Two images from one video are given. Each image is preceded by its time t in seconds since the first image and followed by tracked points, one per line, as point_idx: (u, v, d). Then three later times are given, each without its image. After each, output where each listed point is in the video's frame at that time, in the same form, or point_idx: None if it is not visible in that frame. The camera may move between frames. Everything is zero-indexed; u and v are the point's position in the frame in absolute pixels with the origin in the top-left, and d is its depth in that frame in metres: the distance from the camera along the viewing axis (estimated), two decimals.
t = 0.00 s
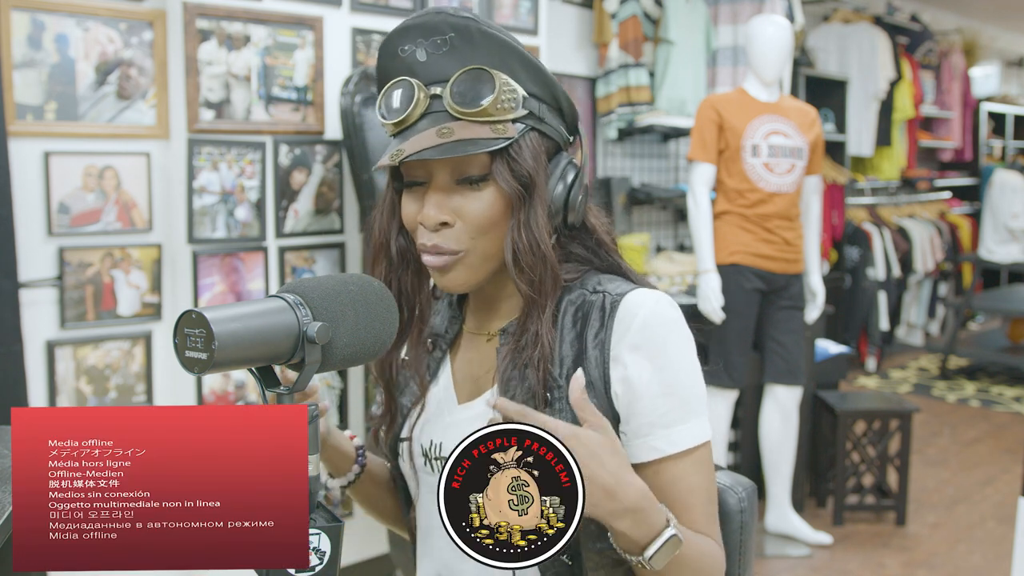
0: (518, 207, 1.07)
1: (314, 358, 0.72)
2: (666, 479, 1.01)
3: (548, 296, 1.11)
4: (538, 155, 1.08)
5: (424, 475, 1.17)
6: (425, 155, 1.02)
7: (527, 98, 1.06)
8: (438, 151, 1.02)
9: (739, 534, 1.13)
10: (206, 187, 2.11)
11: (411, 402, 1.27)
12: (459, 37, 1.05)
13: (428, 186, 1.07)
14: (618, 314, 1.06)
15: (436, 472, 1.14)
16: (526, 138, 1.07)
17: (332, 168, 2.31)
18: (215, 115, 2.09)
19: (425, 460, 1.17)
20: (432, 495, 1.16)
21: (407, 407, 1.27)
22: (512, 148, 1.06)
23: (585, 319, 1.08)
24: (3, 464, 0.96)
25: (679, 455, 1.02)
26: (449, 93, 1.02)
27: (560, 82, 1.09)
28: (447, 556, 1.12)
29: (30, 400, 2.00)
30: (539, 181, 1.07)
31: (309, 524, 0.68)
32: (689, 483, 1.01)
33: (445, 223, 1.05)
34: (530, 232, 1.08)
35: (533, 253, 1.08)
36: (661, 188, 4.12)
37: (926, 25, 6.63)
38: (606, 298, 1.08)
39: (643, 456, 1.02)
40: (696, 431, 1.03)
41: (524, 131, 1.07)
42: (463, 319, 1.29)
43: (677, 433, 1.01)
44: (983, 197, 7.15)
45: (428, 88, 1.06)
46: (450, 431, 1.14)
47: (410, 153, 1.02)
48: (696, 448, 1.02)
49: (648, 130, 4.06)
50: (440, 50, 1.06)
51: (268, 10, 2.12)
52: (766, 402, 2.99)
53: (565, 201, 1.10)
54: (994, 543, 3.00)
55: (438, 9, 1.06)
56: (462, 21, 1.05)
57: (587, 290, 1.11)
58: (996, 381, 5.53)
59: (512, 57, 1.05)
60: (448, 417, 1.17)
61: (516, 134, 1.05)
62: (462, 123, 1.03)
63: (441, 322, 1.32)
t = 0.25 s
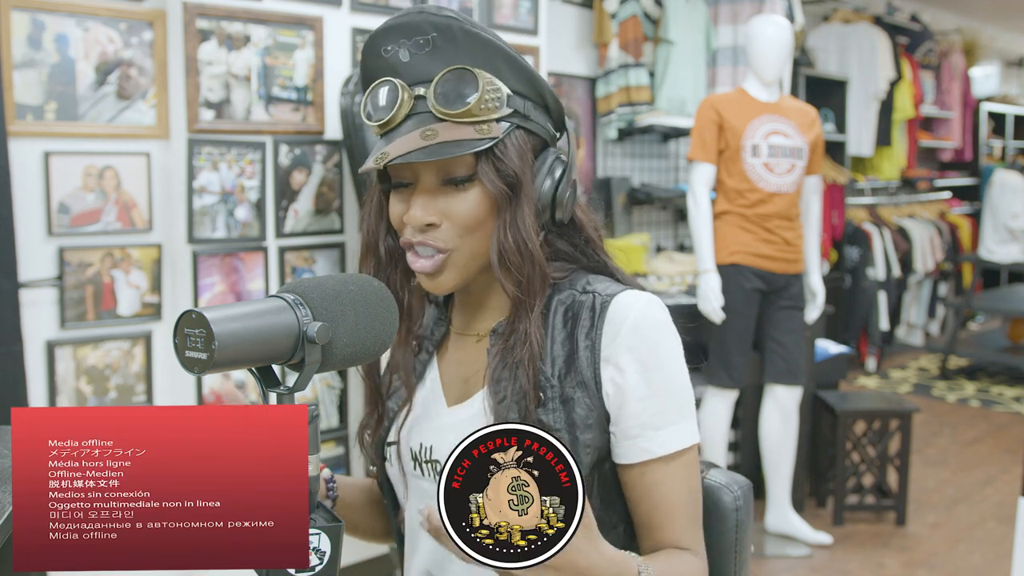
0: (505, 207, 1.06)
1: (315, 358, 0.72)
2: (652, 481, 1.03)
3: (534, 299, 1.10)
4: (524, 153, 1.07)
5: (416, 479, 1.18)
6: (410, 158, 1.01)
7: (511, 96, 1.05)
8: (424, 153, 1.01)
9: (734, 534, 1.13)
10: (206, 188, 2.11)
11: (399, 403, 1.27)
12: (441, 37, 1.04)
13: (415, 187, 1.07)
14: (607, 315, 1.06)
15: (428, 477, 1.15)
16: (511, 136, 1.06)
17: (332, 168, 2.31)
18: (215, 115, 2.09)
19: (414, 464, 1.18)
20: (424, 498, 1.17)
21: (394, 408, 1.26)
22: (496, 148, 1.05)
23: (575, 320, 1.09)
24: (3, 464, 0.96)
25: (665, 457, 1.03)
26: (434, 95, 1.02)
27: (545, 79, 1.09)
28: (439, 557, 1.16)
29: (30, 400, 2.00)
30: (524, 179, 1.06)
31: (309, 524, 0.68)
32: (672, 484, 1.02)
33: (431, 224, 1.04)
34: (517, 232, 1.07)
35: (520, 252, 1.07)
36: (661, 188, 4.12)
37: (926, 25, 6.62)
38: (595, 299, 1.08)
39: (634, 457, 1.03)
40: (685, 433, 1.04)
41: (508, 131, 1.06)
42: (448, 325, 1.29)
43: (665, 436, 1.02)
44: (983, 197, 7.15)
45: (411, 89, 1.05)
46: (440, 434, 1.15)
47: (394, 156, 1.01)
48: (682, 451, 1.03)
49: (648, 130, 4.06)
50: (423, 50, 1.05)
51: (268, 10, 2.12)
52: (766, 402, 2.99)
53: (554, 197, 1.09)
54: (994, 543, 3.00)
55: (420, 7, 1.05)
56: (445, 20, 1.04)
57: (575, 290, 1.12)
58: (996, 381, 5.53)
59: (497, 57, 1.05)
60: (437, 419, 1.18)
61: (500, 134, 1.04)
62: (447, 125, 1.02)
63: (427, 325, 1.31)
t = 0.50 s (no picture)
0: (489, 218, 1.06)
1: (315, 358, 0.72)
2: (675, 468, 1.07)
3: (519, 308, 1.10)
4: (511, 164, 1.05)
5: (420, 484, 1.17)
6: (386, 163, 1.01)
7: (503, 104, 1.03)
8: (398, 159, 1.01)
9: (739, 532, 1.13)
10: (206, 187, 2.11)
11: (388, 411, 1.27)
12: (435, 39, 1.03)
13: (401, 188, 1.08)
14: (614, 314, 1.06)
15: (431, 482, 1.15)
16: (500, 145, 1.05)
17: (333, 168, 2.31)
18: (215, 115, 2.09)
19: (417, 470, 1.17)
20: (428, 503, 1.17)
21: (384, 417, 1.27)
22: (480, 159, 1.04)
23: (581, 321, 1.08)
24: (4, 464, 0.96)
25: (687, 445, 1.06)
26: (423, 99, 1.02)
27: (542, 88, 1.06)
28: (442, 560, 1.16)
29: (30, 400, 2.00)
30: (506, 192, 1.05)
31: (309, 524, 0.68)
32: (694, 468, 1.07)
33: (411, 228, 1.06)
34: (495, 246, 1.06)
35: (496, 268, 1.06)
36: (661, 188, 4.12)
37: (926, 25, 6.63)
38: (600, 299, 1.08)
39: (658, 452, 1.05)
40: (699, 421, 1.06)
41: (496, 140, 1.04)
42: (442, 327, 1.27)
43: (683, 425, 1.05)
44: (983, 197, 7.15)
45: (404, 89, 1.05)
46: (443, 439, 1.15)
47: (372, 159, 1.02)
48: (701, 437, 1.07)
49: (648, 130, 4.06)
50: (417, 51, 1.05)
51: (268, 11, 2.12)
52: (766, 403, 2.99)
53: (543, 206, 1.07)
54: (994, 543, 3.00)
55: (417, 8, 1.05)
56: (440, 22, 1.03)
57: (577, 290, 1.11)
58: (996, 381, 5.53)
59: (490, 62, 1.03)
60: (438, 422, 1.18)
61: (484, 145, 1.03)
62: (431, 132, 1.02)
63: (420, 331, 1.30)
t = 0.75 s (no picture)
0: (509, 214, 1.06)
1: (314, 359, 0.72)
2: (675, 475, 1.05)
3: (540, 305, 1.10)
4: (528, 159, 1.05)
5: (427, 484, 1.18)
6: (409, 166, 1.00)
7: (517, 102, 1.04)
8: (421, 162, 1.00)
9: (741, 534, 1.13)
10: (206, 187, 2.11)
11: (406, 406, 1.26)
12: (446, 41, 1.03)
13: (417, 192, 1.07)
14: (624, 314, 1.06)
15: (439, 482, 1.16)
16: (516, 143, 1.05)
17: (332, 168, 2.31)
18: (215, 115, 2.09)
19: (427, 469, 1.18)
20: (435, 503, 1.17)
21: (400, 413, 1.25)
22: (499, 156, 1.04)
23: (593, 321, 1.09)
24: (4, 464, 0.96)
25: (691, 452, 1.04)
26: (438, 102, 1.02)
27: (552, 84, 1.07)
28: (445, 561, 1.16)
29: (30, 400, 2.00)
30: (527, 187, 1.04)
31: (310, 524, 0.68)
32: (696, 478, 1.04)
33: (433, 229, 1.04)
34: (519, 240, 1.06)
35: (520, 262, 1.06)
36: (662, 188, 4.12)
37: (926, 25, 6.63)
38: (611, 298, 1.08)
39: (662, 454, 1.04)
40: (705, 428, 1.04)
41: (512, 138, 1.04)
42: (454, 327, 1.29)
43: (691, 431, 1.03)
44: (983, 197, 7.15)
45: (415, 93, 1.05)
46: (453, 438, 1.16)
47: (395, 163, 1.01)
48: (708, 445, 1.05)
49: (648, 130, 4.06)
50: (428, 54, 1.04)
51: (268, 11, 2.12)
52: (766, 402, 2.99)
53: (559, 202, 1.08)
54: (994, 543, 3.00)
55: (427, 10, 1.04)
56: (450, 24, 1.03)
57: (587, 289, 1.12)
58: (996, 381, 5.53)
59: (502, 62, 1.03)
60: (451, 423, 1.18)
61: (503, 142, 1.03)
62: (450, 133, 1.01)
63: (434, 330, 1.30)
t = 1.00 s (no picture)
0: (505, 215, 1.05)
1: (314, 359, 0.72)
2: (671, 477, 1.05)
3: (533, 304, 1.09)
4: (526, 159, 1.05)
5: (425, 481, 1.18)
6: (405, 160, 1.00)
7: (516, 102, 1.04)
8: (420, 156, 1.00)
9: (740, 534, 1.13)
10: (206, 188, 2.11)
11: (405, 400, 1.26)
12: (448, 39, 1.03)
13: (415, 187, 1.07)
14: (620, 315, 1.06)
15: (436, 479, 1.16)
16: (513, 142, 1.05)
17: (332, 168, 2.31)
18: (215, 115, 2.09)
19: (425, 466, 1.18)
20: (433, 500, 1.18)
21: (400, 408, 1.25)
22: (496, 155, 1.03)
23: (588, 321, 1.08)
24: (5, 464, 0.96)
25: (687, 454, 1.04)
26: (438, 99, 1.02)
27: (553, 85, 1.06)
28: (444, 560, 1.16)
29: (30, 400, 2.00)
30: (523, 186, 1.04)
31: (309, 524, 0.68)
32: (692, 480, 1.04)
33: (427, 226, 1.04)
34: (515, 239, 1.05)
35: (517, 263, 1.05)
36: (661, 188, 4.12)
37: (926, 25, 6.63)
38: (608, 299, 1.08)
39: (658, 456, 1.04)
40: (702, 431, 1.04)
41: (511, 136, 1.05)
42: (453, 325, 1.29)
43: (686, 433, 1.03)
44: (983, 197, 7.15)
45: (417, 89, 1.05)
46: (450, 436, 1.16)
47: (393, 157, 1.01)
48: (704, 447, 1.05)
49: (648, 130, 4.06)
50: (430, 51, 1.05)
51: (268, 10, 2.12)
52: (766, 402, 2.99)
53: (557, 204, 1.07)
54: (994, 543, 3.00)
55: (429, 8, 1.04)
56: (452, 22, 1.03)
57: (586, 290, 1.12)
58: (996, 381, 5.53)
59: (503, 62, 1.03)
60: (448, 421, 1.18)
61: (500, 140, 1.03)
62: (449, 129, 1.02)
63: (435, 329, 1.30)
